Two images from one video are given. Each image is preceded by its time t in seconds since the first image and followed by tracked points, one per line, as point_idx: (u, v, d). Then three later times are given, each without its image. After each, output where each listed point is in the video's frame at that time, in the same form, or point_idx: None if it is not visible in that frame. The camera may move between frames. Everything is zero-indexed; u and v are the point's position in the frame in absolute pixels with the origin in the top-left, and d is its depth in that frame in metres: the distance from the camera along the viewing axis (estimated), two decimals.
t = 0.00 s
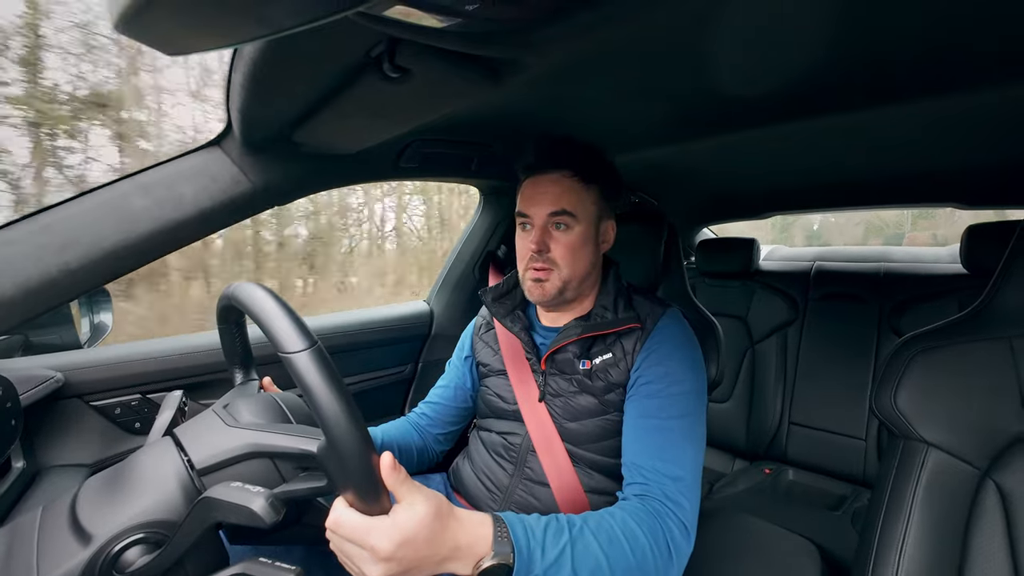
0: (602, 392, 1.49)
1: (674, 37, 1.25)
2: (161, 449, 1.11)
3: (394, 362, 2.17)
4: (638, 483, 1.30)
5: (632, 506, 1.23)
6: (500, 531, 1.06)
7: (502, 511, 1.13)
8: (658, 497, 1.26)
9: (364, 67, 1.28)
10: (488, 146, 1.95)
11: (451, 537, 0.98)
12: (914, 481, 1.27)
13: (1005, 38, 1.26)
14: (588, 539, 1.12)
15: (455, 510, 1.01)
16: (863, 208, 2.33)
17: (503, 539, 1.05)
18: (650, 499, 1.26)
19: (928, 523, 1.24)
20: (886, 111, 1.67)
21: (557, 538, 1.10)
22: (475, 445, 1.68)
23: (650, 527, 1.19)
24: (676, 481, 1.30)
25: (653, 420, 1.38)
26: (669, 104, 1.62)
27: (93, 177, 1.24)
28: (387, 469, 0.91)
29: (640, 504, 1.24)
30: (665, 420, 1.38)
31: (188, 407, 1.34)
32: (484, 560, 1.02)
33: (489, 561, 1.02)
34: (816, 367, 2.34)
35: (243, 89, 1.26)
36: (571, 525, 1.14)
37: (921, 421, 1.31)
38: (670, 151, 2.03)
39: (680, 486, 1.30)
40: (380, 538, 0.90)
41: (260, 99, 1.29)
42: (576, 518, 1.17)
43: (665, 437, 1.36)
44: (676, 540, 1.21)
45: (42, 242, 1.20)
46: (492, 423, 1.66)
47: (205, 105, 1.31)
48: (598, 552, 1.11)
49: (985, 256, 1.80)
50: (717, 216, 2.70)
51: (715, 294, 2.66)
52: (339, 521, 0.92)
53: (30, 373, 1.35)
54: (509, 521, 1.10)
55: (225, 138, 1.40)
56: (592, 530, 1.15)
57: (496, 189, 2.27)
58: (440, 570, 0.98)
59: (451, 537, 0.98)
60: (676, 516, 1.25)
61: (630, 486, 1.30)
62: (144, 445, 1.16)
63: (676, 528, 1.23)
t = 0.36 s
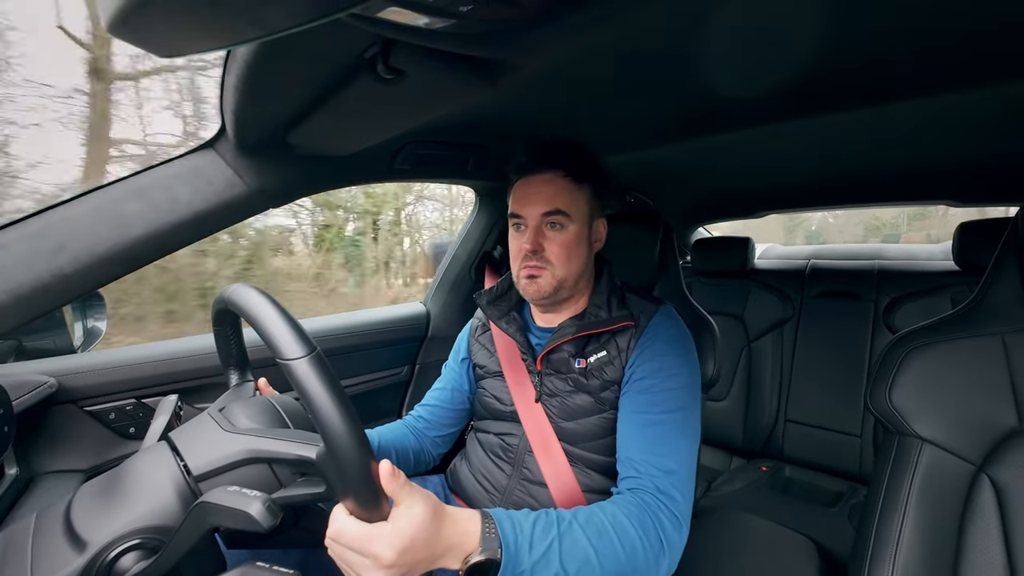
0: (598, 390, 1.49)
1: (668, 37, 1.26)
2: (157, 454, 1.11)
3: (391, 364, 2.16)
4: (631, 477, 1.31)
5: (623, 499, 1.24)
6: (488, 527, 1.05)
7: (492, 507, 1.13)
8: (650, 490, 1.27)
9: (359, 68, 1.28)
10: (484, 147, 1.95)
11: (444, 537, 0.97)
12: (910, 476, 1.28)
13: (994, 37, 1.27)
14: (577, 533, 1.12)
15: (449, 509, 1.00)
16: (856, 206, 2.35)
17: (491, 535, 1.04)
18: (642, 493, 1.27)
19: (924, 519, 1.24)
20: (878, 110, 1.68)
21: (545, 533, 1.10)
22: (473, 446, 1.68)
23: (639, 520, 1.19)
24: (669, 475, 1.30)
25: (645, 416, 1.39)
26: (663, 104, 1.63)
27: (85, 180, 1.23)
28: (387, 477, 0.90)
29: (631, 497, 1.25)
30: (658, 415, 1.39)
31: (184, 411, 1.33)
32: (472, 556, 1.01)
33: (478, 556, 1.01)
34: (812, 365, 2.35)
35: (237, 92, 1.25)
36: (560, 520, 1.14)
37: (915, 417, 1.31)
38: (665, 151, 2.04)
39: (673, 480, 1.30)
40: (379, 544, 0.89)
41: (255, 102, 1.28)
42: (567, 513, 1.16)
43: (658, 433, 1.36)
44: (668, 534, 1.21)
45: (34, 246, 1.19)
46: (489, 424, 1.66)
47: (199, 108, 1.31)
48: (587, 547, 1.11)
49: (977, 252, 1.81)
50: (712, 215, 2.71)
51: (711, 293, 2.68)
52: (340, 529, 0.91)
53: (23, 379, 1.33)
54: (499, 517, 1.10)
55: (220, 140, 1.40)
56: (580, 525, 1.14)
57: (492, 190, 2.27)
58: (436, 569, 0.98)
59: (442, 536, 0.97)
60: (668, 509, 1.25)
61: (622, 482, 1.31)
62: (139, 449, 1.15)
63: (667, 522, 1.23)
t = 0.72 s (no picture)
0: (596, 391, 1.50)
1: (664, 38, 1.26)
2: (151, 457, 1.10)
3: (388, 365, 2.16)
4: (651, 482, 1.29)
5: (648, 504, 1.22)
6: (523, 533, 0.99)
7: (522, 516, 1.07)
8: (672, 493, 1.25)
9: (355, 68, 1.27)
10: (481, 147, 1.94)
11: (478, 543, 0.89)
12: (904, 475, 1.29)
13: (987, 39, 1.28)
14: (611, 538, 1.09)
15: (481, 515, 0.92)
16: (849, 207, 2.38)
17: (528, 542, 0.98)
18: (665, 496, 1.25)
19: (918, 519, 1.25)
20: (872, 112, 1.69)
21: (581, 539, 1.06)
22: (470, 446, 1.68)
23: (668, 522, 1.17)
24: (687, 476, 1.29)
25: (657, 420, 1.39)
26: (660, 105, 1.63)
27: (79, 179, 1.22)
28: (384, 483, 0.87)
29: (656, 502, 1.23)
30: (669, 419, 1.39)
31: (178, 412, 1.32)
32: (512, 565, 0.95)
33: (518, 565, 0.95)
34: (806, 365, 2.37)
35: (233, 91, 1.25)
36: (593, 525, 1.10)
37: (910, 418, 1.32)
38: (661, 152, 2.04)
39: (692, 481, 1.29)
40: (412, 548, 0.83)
41: (250, 101, 1.28)
42: (598, 519, 1.12)
43: (671, 435, 1.36)
44: (696, 537, 1.19)
45: (26, 246, 1.18)
46: (487, 424, 1.66)
47: (194, 108, 1.30)
48: (623, 553, 1.07)
49: (970, 252, 1.83)
50: (707, 216, 2.73)
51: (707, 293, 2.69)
52: (365, 542, 0.85)
53: (15, 380, 1.31)
54: (534, 525, 1.04)
55: (215, 140, 1.39)
56: (614, 530, 1.11)
57: (489, 191, 2.27)
58: None
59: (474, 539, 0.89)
60: (692, 510, 1.23)
61: (640, 486, 1.29)
62: (134, 451, 1.14)
63: (694, 525, 1.21)
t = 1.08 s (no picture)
0: (598, 400, 1.50)
1: (656, 40, 1.27)
2: (145, 465, 1.09)
3: (384, 370, 2.15)
4: (710, 491, 1.29)
5: (724, 518, 1.21)
6: None
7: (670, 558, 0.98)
8: (734, 503, 1.26)
9: (348, 73, 1.27)
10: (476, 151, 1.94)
11: None
12: (900, 473, 1.30)
13: (973, 42, 1.30)
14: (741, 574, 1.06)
15: None
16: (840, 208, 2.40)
17: None
18: (730, 506, 1.25)
19: (914, 517, 1.26)
20: (862, 115, 1.71)
21: None
22: (467, 451, 1.68)
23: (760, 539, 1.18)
24: (732, 481, 1.31)
25: (684, 426, 1.40)
26: (652, 107, 1.64)
27: (70, 186, 1.21)
28: None
29: (725, 513, 1.22)
30: (695, 423, 1.41)
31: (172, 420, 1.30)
32: None
33: None
34: (803, 366, 2.40)
35: (224, 96, 1.24)
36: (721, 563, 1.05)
37: (904, 416, 1.33)
38: (655, 154, 2.05)
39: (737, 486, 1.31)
40: None
41: (242, 107, 1.27)
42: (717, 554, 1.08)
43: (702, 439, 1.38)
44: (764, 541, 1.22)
45: (16, 254, 1.17)
46: (484, 430, 1.66)
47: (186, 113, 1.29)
48: None
49: (961, 250, 1.85)
50: (701, 218, 2.74)
51: (701, 294, 2.67)
52: None
53: (5, 390, 1.30)
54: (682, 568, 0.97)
55: (208, 146, 1.38)
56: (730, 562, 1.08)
57: (483, 194, 2.28)
58: None
59: None
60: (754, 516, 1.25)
61: (694, 496, 1.28)
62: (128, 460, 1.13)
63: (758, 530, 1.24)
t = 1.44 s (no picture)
0: (589, 407, 1.50)
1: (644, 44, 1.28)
2: (133, 476, 1.07)
3: (377, 376, 2.14)
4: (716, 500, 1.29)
5: (732, 529, 1.22)
6: None
7: None
8: (741, 511, 1.27)
9: (338, 77, 1.27)
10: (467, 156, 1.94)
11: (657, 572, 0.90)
12: (890, 469, 1.31)
13: (951, 47, 1.33)
14: None
15: None
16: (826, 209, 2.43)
17: None
18: (738, 515, 1.26)
19: (905, 513, 1.27)
20: (846, 118, 1.74)
21: None
22: (460, 457, 1.68)
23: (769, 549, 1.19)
24: (736, 488, 1.32)
25: (683, 433, 1.41)
26: (640, 111, 1.66)
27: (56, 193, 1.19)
28: None
29: (734, 523, 1.23)
30: (693, 430, 1.42)
31: (160, 429, 1.28)
32: None
33: None
34: (794, 366, 2.44)
35: (213, 102, 1.23)
36: None
37: (893, 412, 1.35)
38: (644, 157, 2.07)
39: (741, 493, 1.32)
40: None
41: (232, 112, 1.26)
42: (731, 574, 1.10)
43: (701, 446, 1.39)
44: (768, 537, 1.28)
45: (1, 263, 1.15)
46: (475, 435, 1.66)
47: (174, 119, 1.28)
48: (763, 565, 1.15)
49: (944, 249, 1.89)
50: (690, 220, 2.76)
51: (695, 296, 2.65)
52: None
53: None
54: None
55: (196, 151, 1.38)
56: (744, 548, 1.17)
57: (475, 199, 2.28)
58: None
59: None
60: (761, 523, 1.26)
61: (700, 503, 1.29)
62: (115, 471, 1.11)
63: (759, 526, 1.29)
